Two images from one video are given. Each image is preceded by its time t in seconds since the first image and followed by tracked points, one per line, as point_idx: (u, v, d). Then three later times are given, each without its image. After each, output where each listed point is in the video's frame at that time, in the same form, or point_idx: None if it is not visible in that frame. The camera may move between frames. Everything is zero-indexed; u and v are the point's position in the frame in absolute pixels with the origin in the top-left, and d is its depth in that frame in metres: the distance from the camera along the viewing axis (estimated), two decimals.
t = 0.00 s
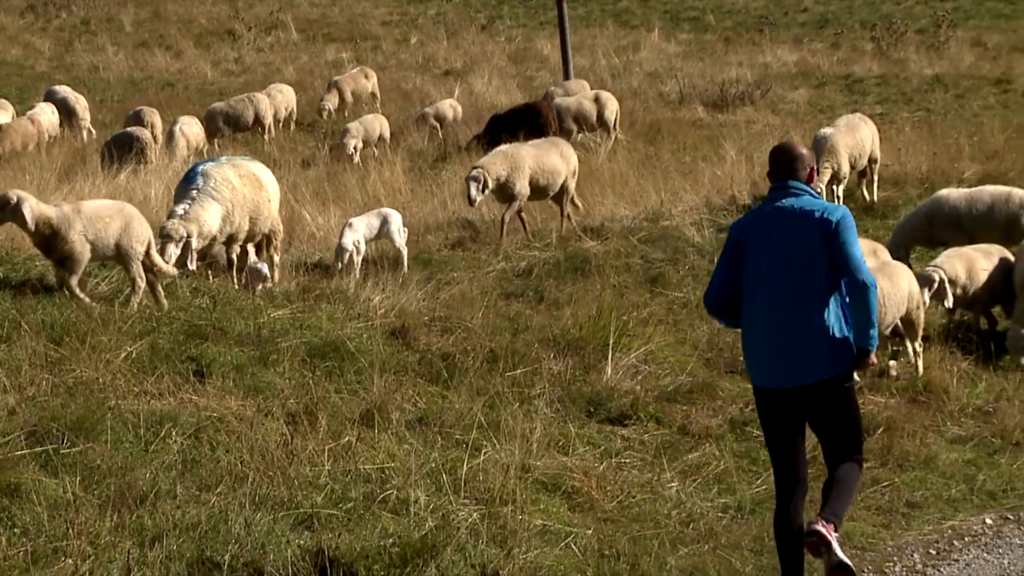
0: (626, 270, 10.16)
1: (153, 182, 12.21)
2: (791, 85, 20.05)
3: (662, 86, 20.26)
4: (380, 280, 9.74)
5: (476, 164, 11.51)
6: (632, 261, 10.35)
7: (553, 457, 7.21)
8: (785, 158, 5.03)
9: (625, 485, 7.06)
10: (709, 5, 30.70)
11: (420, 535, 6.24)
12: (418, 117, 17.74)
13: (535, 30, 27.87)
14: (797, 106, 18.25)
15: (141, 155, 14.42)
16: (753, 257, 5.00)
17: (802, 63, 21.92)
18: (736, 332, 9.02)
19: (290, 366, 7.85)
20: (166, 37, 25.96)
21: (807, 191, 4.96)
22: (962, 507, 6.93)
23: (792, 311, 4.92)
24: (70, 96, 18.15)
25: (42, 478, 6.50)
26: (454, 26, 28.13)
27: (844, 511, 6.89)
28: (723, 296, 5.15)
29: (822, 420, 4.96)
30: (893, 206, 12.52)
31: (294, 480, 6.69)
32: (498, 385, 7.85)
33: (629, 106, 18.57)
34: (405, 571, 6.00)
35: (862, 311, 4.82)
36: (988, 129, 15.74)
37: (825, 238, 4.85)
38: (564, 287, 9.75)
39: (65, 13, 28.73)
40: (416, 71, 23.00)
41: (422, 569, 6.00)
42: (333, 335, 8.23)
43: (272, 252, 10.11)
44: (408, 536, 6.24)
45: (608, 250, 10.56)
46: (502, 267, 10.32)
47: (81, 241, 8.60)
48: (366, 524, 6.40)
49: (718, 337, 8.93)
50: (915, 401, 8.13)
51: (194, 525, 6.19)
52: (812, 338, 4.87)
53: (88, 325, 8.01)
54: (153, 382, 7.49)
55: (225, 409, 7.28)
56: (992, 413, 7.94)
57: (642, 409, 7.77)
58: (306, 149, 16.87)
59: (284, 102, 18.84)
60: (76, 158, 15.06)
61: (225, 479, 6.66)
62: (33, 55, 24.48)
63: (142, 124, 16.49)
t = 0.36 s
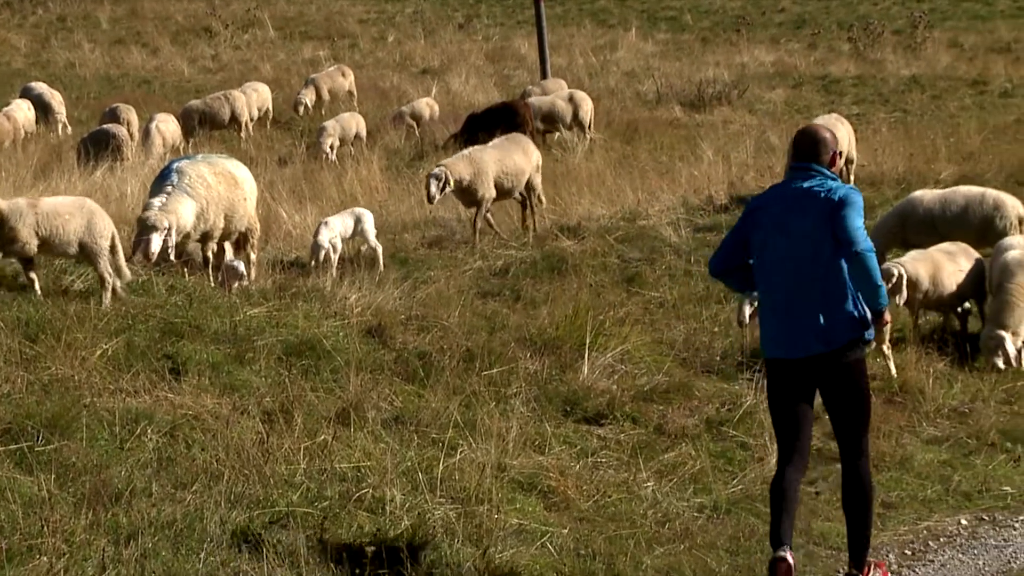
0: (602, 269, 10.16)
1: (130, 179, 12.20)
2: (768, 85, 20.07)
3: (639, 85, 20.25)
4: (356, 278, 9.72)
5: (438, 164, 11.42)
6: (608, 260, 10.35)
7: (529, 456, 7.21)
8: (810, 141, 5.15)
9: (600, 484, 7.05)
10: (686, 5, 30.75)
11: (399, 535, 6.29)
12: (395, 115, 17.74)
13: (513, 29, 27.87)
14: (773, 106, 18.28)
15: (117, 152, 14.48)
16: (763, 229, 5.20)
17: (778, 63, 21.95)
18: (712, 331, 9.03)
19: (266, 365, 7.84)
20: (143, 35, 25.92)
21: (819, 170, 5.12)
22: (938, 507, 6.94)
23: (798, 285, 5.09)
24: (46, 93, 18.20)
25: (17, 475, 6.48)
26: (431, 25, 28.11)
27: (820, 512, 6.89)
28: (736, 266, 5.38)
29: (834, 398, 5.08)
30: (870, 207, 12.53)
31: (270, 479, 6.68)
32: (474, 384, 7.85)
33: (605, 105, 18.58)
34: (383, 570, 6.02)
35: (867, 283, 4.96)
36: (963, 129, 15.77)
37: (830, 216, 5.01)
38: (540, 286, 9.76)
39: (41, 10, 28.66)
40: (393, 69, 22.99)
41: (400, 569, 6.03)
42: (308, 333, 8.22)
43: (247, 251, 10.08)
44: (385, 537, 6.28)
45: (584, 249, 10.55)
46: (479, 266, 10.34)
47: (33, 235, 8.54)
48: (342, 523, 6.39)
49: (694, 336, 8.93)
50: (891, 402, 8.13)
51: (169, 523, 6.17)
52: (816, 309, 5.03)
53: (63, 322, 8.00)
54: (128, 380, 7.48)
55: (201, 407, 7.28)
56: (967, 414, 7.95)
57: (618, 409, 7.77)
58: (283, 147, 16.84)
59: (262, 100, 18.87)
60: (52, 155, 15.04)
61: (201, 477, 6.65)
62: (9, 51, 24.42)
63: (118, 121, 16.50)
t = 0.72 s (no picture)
0: (587, 269, 10.16)
1: (114, 178, 12.20)
2: (753, 86, 20.07)
3: (624, 85, 20.25)
4: (341, 277, 9.72)
5: (407, 167, 11.40)
6: (592, 260, 10.35)
7: (513, 456, 7.20)
8: (833, 169, 5.27)
9: (584, 484, 7.05)
10: (670, 5, 30.80)
11: (382, 535, 6.31)
12: (380, 114, 17.80)
13: (499, 28, 27.87)
14: (758, 107, 18.29)
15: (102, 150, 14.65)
16: (794, 258, 5.30)
17: (763, 63, 21.95)
18: (696, 332, 9.03)
19: (250, 363, 7.84)
20: (127, 32, 25.88)
21: (851, 201, 5.21)
22: (921, 508, 6.95)
23: (824, 312, 5.21)
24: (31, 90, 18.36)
25: None
26: (416, 24, 28.11)
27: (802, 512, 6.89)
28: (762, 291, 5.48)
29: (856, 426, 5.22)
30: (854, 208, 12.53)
31: (253, 477, 6.68)
32: (458, 383, 7.85)
33: (591, 105, 18.58)
34: (366, 568, 6.03)
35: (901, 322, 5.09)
36: (947, 130, 15.79)
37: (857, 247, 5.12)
38: (524, 286, 9.77)
39: (26, 7, 28.61)
40: (379, 67, 22.96)
41: (383, 567, 6.04)
42: (293, 332, 8.22)
43: (232, 249, 10.10)
44: (368, 536, 6.29)
45: (569, 249, 10.55)
46: (463, 266, 10.34)
47: None
48: (326, 522, 6.40)
49: (678, 336, 8.94)
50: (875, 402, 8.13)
51: (152, 521, 6.17)
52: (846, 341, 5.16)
53: (47, 320, 7.99)
54: (112, 378, 7.47)
55: (185, 405, 7.27)
56: (951, 416, 7.96)
57: (602, 409, 7.78)
58: (268, 145, 16.83)
59: (246, 98, 18.94)
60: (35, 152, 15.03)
61: (184, 475, 6.64)
62: None
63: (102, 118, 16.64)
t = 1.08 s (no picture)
0: (570, 270, 10.17)
1: (97, 177, 12.18)
2: (737, 88, 20.09)
3: (608, 86, 20.27)
4: (325, 278, 9.72)
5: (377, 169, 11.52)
6: (576, 261, 10.35)
7: (495, 456, 7.20)
8: (844, 151, 5.49)
9: (566, 485, 7.03)
10: (655, 7, 30.85)
11: (363, 535, 6.29)
12: (364, 114, 17.76)
13: (484, 29, 27.87)
14: (742, 109, 18.33)
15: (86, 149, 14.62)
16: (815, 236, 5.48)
17: (747, 65, 21.97)
18: (678, 334, 9.05)
19: (233, 363, 7.83)
20: (112, 31, 25.84)
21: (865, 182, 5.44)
22: (902, 510, 6.95)
23: (851, 289, 5.43)
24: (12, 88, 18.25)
25: None
26: (401, 24, 28.11)
27: (784, 513, 6.89)
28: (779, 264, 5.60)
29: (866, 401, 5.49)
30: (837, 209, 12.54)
31: (235, 477, 6.67)
32: (441, 384, 7.85)
33: (575, 106, 18.59)
34: (348, 568, 6.01)
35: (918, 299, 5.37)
36: (930, 133, 15.81)
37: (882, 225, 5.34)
38: (508, 287, 9.78)
39: (9, 6, 28.55)
40: (363, 68, 22.96)
41: (365, 567, 6.02)
42: (276, 331, 8.22)
43: (216, 248, 10.11)
44: (350, 536, 6.28)
45: (552, 250, 10.54)
46: (447, 267, 10.35)
47: None
48: (309, 523, 6.39)
49: (662, 337, 8.96)
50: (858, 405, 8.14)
51: (133, 522, 6.16)
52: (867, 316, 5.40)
53: (29, 319, 7.97)
54: (95, 378, 7.46)
55: (167, 405, 7.26)
56: (933, 418, 7.98)
57: (585, 409, 7.78)
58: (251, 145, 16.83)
59: (228, 98, 18.89)
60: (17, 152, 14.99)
61: (166, 475, 6.64)
62: None
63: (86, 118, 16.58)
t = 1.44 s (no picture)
0: (551, 276, 10.19)
1: (77, 181, 12.17)
2: (718, 95, 20.12)
3: (589, 93, 20.30)
4: (306, 283, 9.73)
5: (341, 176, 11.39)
6: (556, 268, 10.37)
7: (475, 462, 7.19)
8: (847, 166, 5.56)
9: (545, 492, 7.02)
10: (636, 13, 30.90)
11: (341, 541, 6.27)
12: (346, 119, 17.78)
13: (465, 35, 27.91)
14: (723, 116, 18.38)
15: (67, 152, 14.65)
16: (824, 249, 5.52)
17: (728, 72, 22.01)
18: (658, 341, 9.08)
19: (212, 368, 7.82)
20: (93, 35, 25.82)
21: (870, 194, 5.52)
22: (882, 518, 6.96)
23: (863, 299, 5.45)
24: None
25: None
26: (383, 30, 28.13)
27: (763, 521, 6.88)
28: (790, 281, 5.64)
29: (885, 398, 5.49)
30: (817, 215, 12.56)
31: (214, 483, 6.66)
32: (421, 390, 7.86)
33: (557, 112, 18.62)
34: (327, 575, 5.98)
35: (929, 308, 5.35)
36: (910, 141, 15.85)
37: (889, 235, 5.38)
38: (488, 293, 9.80)
39: None
40: (345, 73, 22.96)
41: (343, 573, 5.99)
42: (255, 336, 8.22)
43: (196, 253, 10.13)
44: (328, 542, 6.24)
45: (533, 256, 10.55)
46: (427, 272, 10.37)
47: None
48: (287, 529, 6.37)
49: (642, 344, 8.99)
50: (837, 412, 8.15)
51: (112, 526, 6.16)
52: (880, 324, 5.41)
53: (7, 323, 7.95)
54: (73, 382, 7.44)
55: (146, 410, 7.25)
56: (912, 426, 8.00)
57: (564, 416, 7.78)
58: (232, 150, 16.85)
59: (210, 103, 18.90)
60: None
61: (145, 480, 6.63)
62: None
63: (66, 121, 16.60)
